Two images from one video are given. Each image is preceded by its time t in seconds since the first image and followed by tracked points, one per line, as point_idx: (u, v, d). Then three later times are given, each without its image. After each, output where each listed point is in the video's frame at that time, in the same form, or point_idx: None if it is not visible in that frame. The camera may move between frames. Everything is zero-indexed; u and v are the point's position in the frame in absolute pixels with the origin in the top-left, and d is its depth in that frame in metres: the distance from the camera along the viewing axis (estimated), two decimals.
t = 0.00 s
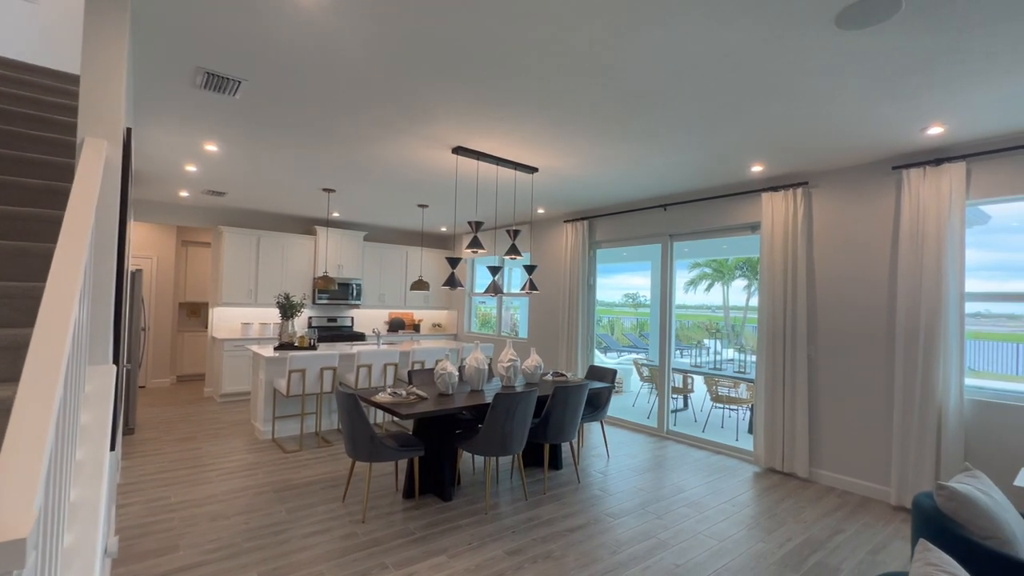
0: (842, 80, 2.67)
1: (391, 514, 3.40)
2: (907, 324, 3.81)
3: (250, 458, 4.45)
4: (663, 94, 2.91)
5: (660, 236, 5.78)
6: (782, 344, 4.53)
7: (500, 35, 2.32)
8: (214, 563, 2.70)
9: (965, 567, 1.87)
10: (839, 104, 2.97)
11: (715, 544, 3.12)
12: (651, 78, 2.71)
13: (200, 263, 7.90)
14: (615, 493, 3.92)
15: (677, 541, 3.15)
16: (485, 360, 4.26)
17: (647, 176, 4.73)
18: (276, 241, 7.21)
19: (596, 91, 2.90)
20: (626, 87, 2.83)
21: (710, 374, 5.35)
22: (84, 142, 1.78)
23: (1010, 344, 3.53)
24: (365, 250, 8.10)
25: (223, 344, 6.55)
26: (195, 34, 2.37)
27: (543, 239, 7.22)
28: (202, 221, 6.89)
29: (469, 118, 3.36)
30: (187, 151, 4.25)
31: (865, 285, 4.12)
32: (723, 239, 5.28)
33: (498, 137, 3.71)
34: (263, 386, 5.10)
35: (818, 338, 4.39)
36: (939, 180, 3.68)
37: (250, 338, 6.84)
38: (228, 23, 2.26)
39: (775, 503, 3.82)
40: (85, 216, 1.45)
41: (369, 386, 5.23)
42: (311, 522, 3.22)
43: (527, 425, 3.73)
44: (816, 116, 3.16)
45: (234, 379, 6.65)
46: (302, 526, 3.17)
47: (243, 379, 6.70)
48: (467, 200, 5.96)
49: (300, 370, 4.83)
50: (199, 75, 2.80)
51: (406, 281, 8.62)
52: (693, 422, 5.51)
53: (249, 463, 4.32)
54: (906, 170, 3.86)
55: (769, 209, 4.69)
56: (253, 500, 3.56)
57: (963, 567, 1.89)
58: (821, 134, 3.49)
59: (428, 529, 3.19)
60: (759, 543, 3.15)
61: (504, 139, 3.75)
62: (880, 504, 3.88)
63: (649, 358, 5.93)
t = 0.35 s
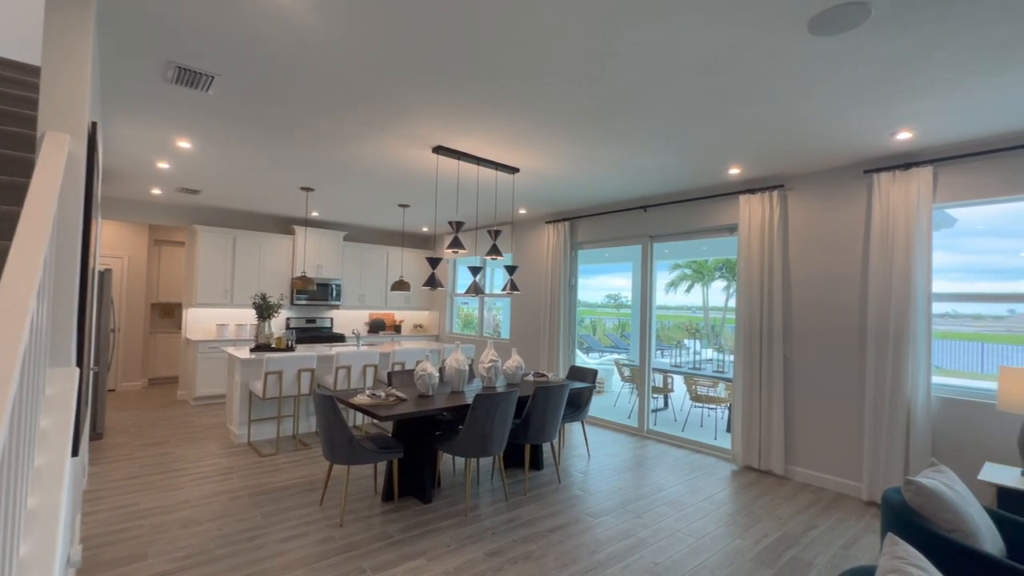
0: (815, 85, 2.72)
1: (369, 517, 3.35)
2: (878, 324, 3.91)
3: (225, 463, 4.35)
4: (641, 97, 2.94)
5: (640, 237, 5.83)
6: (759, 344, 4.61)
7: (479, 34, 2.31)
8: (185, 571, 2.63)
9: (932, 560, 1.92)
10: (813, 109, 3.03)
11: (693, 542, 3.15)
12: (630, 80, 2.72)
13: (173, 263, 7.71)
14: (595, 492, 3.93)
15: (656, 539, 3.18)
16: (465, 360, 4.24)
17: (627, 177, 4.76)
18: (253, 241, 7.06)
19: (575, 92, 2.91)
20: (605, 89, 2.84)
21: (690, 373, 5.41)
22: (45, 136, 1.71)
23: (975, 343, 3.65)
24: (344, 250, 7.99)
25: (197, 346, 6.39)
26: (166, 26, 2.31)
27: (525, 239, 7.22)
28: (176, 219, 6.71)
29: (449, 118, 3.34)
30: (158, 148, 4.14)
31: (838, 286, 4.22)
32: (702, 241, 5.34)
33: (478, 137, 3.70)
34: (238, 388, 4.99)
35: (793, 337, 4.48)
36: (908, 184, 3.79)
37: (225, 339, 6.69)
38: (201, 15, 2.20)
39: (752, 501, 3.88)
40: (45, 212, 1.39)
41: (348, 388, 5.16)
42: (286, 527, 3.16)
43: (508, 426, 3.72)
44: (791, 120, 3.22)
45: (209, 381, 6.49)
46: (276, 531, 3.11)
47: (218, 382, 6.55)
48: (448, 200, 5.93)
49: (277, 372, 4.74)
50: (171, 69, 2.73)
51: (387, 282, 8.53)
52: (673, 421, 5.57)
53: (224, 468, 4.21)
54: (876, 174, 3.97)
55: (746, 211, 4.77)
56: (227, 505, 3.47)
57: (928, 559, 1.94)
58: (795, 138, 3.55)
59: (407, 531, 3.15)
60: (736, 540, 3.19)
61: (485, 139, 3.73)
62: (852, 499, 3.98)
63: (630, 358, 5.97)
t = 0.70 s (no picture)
0: (783, 91, 2.79)
1: (342, 522, 3.29)
2: (843, 323, 4.03)
3: (191, 468, 4.20)
4: (616, 98, 2.96)
5: (617, 238, 5.89)
6: (731, 344, 4.70)
7: (455, 32, 2.29)
8: None
9: (893, 551, 1.99)
10: (782, 114, 3.11)
11: (666, 539, 3.19)
12: (606, 82, 2.74)
13: (138, 262, 7.45)
14: (571, 492, 3.95)
15: (630, 537, 3.20)
16: (441, 361, 4.20)
17: (603, 179, 4.80)
18: (222, 240, 6.87)
19: (551, 93, 2.91)
20: (580, 90, 2.86)
21: (664, 373, 5.48)
22: None
23: (934, 341, 3.80)
24: (318, 249, 7.84)
25: (162, 348, 6.17)
26: (129, 15, 2.21)
27: (502, 240, 7.21)
28: (140, 217, 6.48)
29: (425, 116, 3.30)
30: (121, 142, 3.98)
31: (806, 287, 4.34)
32: (677, 242, 5.41)
33: (454, 136, 3.67)
34: (206, 391, 4.84)
35: (764, 337, 4.58)
36: (871, 188, 3.93)
37: (193, 341, 6.48)
38: (168, 5, 2.12)
39: (725, 497, 3.95)
40: None
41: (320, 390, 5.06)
42: (255, 534, 3.07)
43: (484, 427, 3.69)
44: (760, 124, 3.30)
45: (175, 385, 6.28)
46: (244, 538, 3.01)
47: (185, 385, 6.34)
48: (424, 199, 5.88)
49: (246, 374, 4.61)
50: (132, 61, 2.63)
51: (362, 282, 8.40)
52: (648, 420, 5.63)
53: (190, 474, 4.08)
54: (842, 178, 4.10)
55: (719, 213, 4.87)
56: (193, 512, 3.35)
57: (889, 551, 2.01)
58: (766, 142, 3.64)
59: (381, 535, 3.10)
60: (708, 537, 3.24)
61: (461, 138, 3.71)
62: (819, 494, 4.10)
63: (607, 358, 6.02)
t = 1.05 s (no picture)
0: (753, 96, 2.87)
1: (314, 526, 3.22)
2: (810, 322, 4.16)
3: (155, 475, 4.05)
4: (592, 100, 2.98)
5: (593, 239, 5.94)
6: (704, 343, 4.80)
7: (431, 31, 2.27)
8: None
9: (856, 543, 2.06)
10: (752, 118, 3.19)
11: (641, 536, 3.23)
12: (582, 84, 2.77)
13: (98, 261, 7.15)
14: (547, 491, 3.96)
15: (605, 535, 3.23)
16: (417, 362, 4.15)
17: (580, 180, 4.83)
18: (190, 238, 6.65)
19: (528, 94, 2.92)
20: (556, 91, 2.87)
21: (639, 373, 5.55)
22: None
23: (895, 341, 3.95)
24: (291, 249, 7.67)
25: (124, 350, 5.94)
26: (88, 3, 2.12)
27: (479, 240, 7.19)
28: (101, 214, 6.21)
29: (400, 115, 3.27)
30: (79, 135, 3.81)
31: (775, 288, 4.46)
32: (652, 243, 5.49)
33: (430, 135, 3.64)
34: (171, 394, 4.67)
35: (735, 337, 4.69)
36: (836, 192, 4.07)
37: (158, 343, 6.26)
38: None
39: (697, 494, 4.03)
40: None
41: (292, 393, 4.94)
42: (222, 541, 2.98)
43: (460, 428, 3.67)
44: (731, 128, 3.38)
45: (138, 389, 6.04)
46: (211, 546, 2.92)
47: (148, 389, 6.11)
48: (400, 199, 5.81)
49: (214, 377, 4.47)
50: (92, 50, 2.52)
51: (336, 282, 8.26)
52: (623, 420, 5.69)
53: (153, 480, 3.93)
54: (809, 182, 4.23)
55: (692, 215, 4.96)
56: (156, 520, 3.23)
57: (852, 542, 2.08)
58: (737, 146, 3.72)
59: (355, 539, 3.05)
60: (682, 533, 3.29)
61: (437, 137, 3.68)
62: (787, 489, 4.21)
63: (583, 358, 6.07)
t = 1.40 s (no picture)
0: (718, 102, 2.95)
1: (279, 532, 3.14)
2: (772, 322, 4.30)
3: (108, 483, 3.86)
4: (563, 102, 3.01)
5: (565, 240, 5.99)
6: (672, 343, 4.90)
7: (401, 28, 2.25)
8: None
9: (813, 533, 2.14)
10: (717, 123, 3.28)
11: (610, 533, 3.28)
12: (553, 86, 2.79)
13: (47, 259, 6.78)
14: (519, 491, 3.97)
15: (575, 533, 3.26)
16: (387, 363, 4.10)
17: (551, 181, 4.86)
18: (148, 236, 6.38)
19: (499, 94, 2.93)
20: (528, 92, 2.88)
21: (610, 372, 5.62)
22: None
23: (852, 340, 4.12)
24: (256, 248, 7.45)
25: (76, 353, 5.64)
26: None
27: (451, 240, 7.15)
28: (50, 210, 5.89)
29: (370, 112, 3.22)
30: (26, 126, 3.60)
31: (740, 289, 4.59)
32: (622, 245, 5.57)
33: (401, 133, 3.60)
34: (126, 399, 4.47)
35: (702, 336, 4.81)
36: (796, 196, 4.23)
37: (112, 345, 5.98)
38: None
39: (665, 490, 4.11)
40: None
41: (256, 396, 4.80)
42: (181, 549, 2.87)
43: (430, 429, 3.64)
44: (697, 133, 3.47)
45: (91, 393, 5.75)
46: (169, 555, 2.81)
47: (102, 393, 5.83)
48: (370, 198, 5.72)
49: (173, 380, 4.30)
50: (40, 37, 2.38)
51: (304, 282, 8.07)
52: (594, 418, 5.76)
53: (107, 489, 3.75)
54: (771, 186, 4.38)
55: (661, 217, 5.06)
56: (110, 530, 3.08)
57: (809, 533, 2.16)
58: (703, 150, 3.83)
59: (322, 544, 2.99)
60: (650, 528, 3.36)
61: (408, 135, 3.64)
62: (751, 483, 4.35)
63: (555, 358, 6.11)
